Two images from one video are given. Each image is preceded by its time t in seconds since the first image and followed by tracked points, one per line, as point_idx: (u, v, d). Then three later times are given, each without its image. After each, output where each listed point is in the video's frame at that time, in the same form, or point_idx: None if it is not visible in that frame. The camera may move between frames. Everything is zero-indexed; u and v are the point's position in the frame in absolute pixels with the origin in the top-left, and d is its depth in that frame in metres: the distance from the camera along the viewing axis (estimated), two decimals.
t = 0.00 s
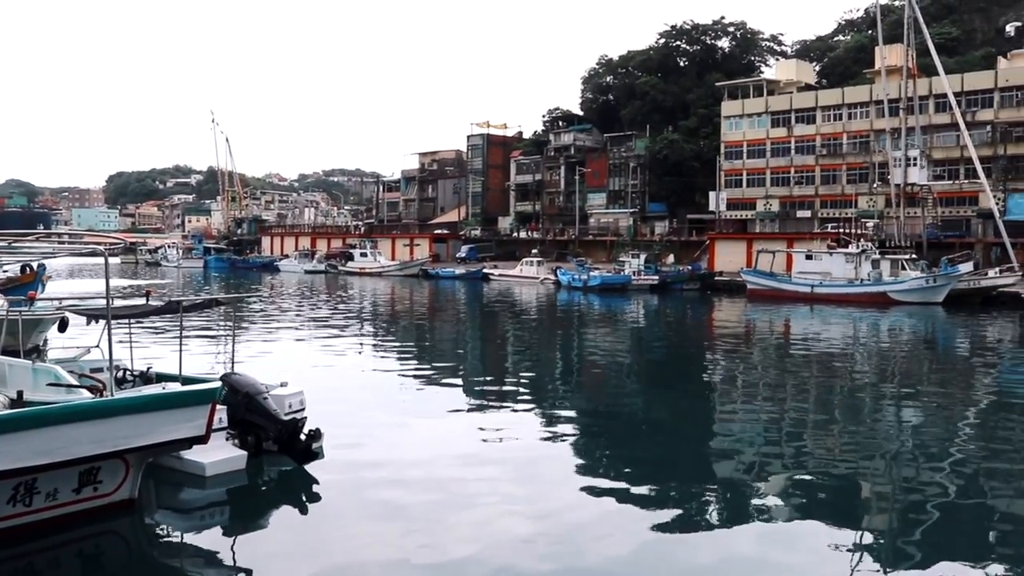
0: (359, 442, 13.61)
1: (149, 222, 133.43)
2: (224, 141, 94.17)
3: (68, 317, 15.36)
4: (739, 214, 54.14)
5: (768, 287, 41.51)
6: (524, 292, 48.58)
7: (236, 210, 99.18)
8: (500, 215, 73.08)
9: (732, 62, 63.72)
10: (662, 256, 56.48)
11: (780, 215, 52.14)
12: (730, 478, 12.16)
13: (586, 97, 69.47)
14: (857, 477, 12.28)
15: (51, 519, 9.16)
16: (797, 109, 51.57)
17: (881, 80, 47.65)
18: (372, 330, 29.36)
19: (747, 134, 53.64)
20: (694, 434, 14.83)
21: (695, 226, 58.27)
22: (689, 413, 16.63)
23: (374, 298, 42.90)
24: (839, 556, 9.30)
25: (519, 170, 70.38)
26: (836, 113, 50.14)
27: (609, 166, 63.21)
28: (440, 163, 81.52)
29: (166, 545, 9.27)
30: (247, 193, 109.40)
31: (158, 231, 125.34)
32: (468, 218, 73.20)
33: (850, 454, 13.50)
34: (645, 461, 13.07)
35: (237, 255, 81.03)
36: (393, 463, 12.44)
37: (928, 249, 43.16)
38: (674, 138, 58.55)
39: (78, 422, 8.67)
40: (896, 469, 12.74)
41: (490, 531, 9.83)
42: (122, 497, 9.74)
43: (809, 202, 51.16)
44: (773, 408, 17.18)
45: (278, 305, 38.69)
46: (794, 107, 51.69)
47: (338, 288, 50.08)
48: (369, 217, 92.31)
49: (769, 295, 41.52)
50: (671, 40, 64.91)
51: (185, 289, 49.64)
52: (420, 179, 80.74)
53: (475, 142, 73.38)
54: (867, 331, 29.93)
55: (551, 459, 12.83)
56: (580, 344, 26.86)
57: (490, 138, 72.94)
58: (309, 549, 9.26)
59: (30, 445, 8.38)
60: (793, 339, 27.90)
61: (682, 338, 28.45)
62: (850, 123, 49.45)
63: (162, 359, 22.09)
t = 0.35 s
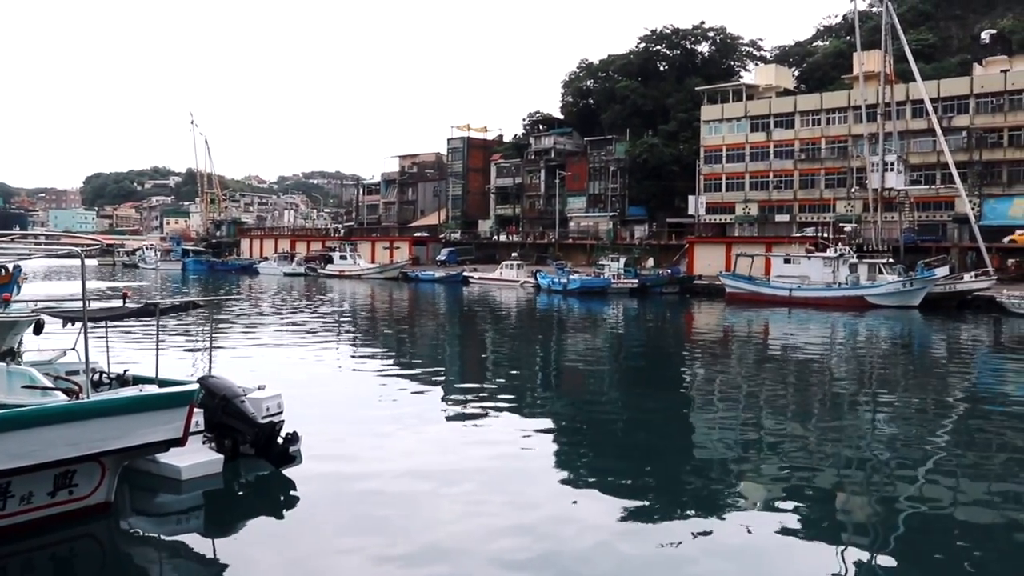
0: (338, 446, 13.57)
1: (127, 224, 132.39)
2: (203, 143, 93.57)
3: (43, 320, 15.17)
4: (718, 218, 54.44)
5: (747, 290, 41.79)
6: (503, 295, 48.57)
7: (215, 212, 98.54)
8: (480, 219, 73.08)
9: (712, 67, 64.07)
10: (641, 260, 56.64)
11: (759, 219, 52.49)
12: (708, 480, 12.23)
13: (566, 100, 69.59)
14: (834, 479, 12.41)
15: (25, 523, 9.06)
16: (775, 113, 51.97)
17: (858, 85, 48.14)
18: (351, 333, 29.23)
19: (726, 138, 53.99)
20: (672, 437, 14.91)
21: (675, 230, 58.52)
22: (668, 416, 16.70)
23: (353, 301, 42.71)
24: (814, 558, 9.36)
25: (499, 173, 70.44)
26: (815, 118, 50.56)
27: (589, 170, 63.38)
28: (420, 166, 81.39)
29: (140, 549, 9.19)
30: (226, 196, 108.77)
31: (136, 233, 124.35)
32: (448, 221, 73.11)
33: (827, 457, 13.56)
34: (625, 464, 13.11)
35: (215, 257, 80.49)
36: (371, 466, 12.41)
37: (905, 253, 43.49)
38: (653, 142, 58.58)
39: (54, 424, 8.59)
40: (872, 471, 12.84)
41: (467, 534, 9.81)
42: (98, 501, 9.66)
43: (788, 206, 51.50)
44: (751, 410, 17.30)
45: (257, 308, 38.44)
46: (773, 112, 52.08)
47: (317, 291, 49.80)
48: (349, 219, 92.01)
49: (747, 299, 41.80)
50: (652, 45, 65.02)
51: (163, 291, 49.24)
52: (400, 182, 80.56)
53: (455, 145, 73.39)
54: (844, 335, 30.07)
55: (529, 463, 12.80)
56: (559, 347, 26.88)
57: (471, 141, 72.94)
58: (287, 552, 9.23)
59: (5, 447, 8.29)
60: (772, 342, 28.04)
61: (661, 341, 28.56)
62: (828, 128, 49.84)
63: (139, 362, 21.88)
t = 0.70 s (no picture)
0: (312, 449, 13.46)
1: (100, 225, 130.88)
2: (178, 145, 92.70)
3: (13, 322, 14.93)
4: (694, 222, 54.77)
5: (722, 294, 42.07)
6: (480, 298, 48.51)
7: (190, 214, 97.69)
8: (457, 222, 72.99)
9: (688, 71, 64.43)
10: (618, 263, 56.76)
11: (734, 223, 52.86)
12: (683, 483, 12.29)
13: (543, 104, 69.69)
14: (807, 481, 12.51)
15: None
16: (751, 118, 52.35)
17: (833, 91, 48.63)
18: (327, 336, 29.07)
19: (702, 143, 54.33)
20: (648, 440, 14.96)
21: (651, 233, 58.77)
22: (644, 419, 16.74)
23: (329, 304, 42.44)
24: (789, 560, 9.45)
25: (476, 176, 70.40)
26: (790, 123, 51.00)
27: (566, 173, 63.53)
28: (397, 169, 81.12)
29: (111, 554, 9.08)
30: (201, 197, 107.89)
31: (110, 234, 122.98)
32: (425, 224, 72.94)
33: (801, 460, 13.67)
34: (600, 466, 13.14)
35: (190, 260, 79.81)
36: (346, 470, 12.33)
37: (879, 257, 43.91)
38: (630, 146, 58.88)
39: (26, 428, 8.46)
40: (845, 473, 12.99)
41: (441, 537, 9.79)
42: (69, 505, 9.59)
43: (763, 210, 51.89)
44: (727, 413, 17.39)
45: (231, 310, 38.12)
46: (749, 116, 52.46)
47: (293, 294, 49.50)
48: (325, 222, 91.57)
49: (723, 302, 42.07)
50: (629, 49, 65.36)
51: (136, 293, 48.65)
52: (377, 184, 80.29)
53: (432, 148, 73.27)
54: (819, 339, 30.24)
55: (503, 465, 12.80)
56: (536, 350, 26.89)
57: (447, 144, 72.87)
58: (261, 557, 9.15)
59: None
60: (746, 346, 28.23)
61: (637, 344, 28.66)
62: (803, 133, 50.30)
63: (111, 364, 21.62)
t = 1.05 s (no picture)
0: (288, 453, 13.35)
1: (73, 226, 129.29)
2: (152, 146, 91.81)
3: None
4: (669, 225, 55.03)
5: (698, 297, 42.33)
6: (457, 301, 48.40)
7: (164, 215, 96.70)
8: (433, 224, 72.82)
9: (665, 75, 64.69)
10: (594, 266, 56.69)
11: (710, 226, 53.13)
12: (659, 485, 12.31)
13: (521, 106, 69.75)
14: (782, 483, 12.58)
15: None
16: (727, 122, 52.71)
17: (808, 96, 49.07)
18: (303, 339, 28.87)
19: (678, 146, 54.62)
20: (625, 442, 14.98)
21: (627, 236, 58.96)
22: (621, 422, 16.75)
23: (305, 306, 42.14)
24: (766, 561, 9.50)
25: (453, 179, 70.31)
26: (765, 127, 51.38)
27: (543, 176, 63.66)
28: (374, 171, 80.82)
29: (83, 560, 8.96)
30: (175, 199, 106.91)
31: (83, 236, 121.49)
32: (401, 226, 72.71)
33: (776, 461, 13.76)
34: (577, 469, 13.13)
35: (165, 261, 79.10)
36: (321, 474, 12.24)
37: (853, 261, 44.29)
38: (607, 149, 59.14)
39: None
40: (820, 474, 13.09)
41: (419, 541, 9.75)
42: (41, 509, 9.48)
43: (738, 214, 52.21)
44: (703, 416, 17.45)
45: (206, 313, 37.75)
46: (725, 120, 52.82)
47: (269, 296, 49.22)
48: (301, 224, 91.04)
49: (699, 305, 42.29)
50: (606, 52, 65.63)
51: (109, 295, 48.04)
52: (353, 187, 79.95)
53: (409, 150, 73.12)
54: (793, 342, 30.47)
55: (480, 469, 12.77)
56: (512, 353, 26.85)
57: (424, 146, 72.77)
58: (236, 563, 9.07)
59: None
60: (722, 349, 28.33)
61: (613, 347, 28.70)
62: (778, 138, 50.70)
63: (83, 367, 21.32)
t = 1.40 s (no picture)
0: (260, 455, 13.27)
1: (43, 227, 127.59)
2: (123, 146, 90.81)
3: None
4: (643, 228, 55.30)
5: (672, 300, 42.50)
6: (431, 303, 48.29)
7: (136, 217, 95.63)
8: (407, 226, 72.61)
9: (639, 78, 65.00)
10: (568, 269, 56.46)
11: (683, 229, 53.43)
12: (631, 485, 12.37)
13: (495, 109, 69.78)
14: (753, 482, 12.69)
15: None
16: (701, 126, 53.07)
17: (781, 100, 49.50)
18: (276, 341, 28.68)
19: (652, 149, 54.90)
20: (598, 444, 15.03)
21: (601, 239, 59.13)
22: (595, 424, 16.79)
23: (279, 308, 41.86)
24: (741, 561, 9.56)
25: (427, 181, 70.19)
26: (739, 130, 51.78)
27: (517, 179, 63.73)
28: (348, 173, 80.41)
29: (50, 566, 8.82)
30: (147, 200, 105.81)
31: (53, 237, 119.84)
32: (375, 228, 72.45)
33: (750, 462, 13.86)
34: (550, 470, 13.17)
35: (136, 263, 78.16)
36: (294, 475, 12.17)
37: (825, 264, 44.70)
38: (581, 152, 59.31)
39: None
40: (793, 474, 13.21)
41: (395, 541, 9.72)
42: (8, 514, 9.37)
43: (711, 217, 52.55)
44: (677, 417, 17.55)
45: (177, 315, 37.38)
46: (699, 124, 53.17)
47: (242, 298, 48.85)
48: (274, 226, 90.43)
49: (673, 308, 42.50)
50: (580, 56, 65.87)
51: (79, 297, 47.38)
52: (327, 188, 79.52)
53: (383, 152, 72.90)
54: (767, 345, 30.68)
55: (455, 470, 12.74)
56: (487, 355, 26.83)
57: (399, 148, 72.60)
58: (207, 565, 8.98)
59: None
60: (696, 351, 28.48)
61: (587, 350, 28.78)
62: (751, 141, 51.10)
63: (52, 370, 21.01)
